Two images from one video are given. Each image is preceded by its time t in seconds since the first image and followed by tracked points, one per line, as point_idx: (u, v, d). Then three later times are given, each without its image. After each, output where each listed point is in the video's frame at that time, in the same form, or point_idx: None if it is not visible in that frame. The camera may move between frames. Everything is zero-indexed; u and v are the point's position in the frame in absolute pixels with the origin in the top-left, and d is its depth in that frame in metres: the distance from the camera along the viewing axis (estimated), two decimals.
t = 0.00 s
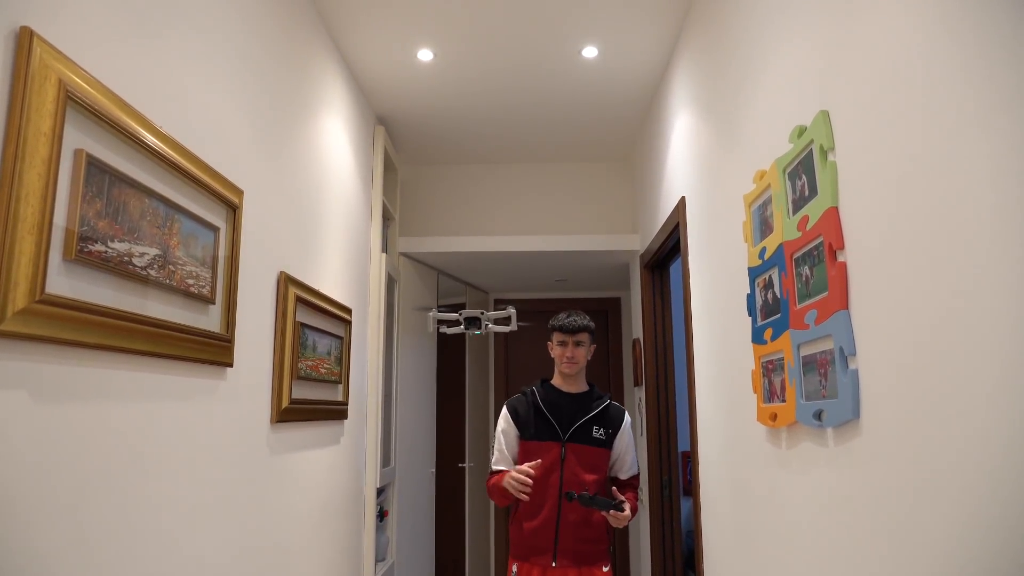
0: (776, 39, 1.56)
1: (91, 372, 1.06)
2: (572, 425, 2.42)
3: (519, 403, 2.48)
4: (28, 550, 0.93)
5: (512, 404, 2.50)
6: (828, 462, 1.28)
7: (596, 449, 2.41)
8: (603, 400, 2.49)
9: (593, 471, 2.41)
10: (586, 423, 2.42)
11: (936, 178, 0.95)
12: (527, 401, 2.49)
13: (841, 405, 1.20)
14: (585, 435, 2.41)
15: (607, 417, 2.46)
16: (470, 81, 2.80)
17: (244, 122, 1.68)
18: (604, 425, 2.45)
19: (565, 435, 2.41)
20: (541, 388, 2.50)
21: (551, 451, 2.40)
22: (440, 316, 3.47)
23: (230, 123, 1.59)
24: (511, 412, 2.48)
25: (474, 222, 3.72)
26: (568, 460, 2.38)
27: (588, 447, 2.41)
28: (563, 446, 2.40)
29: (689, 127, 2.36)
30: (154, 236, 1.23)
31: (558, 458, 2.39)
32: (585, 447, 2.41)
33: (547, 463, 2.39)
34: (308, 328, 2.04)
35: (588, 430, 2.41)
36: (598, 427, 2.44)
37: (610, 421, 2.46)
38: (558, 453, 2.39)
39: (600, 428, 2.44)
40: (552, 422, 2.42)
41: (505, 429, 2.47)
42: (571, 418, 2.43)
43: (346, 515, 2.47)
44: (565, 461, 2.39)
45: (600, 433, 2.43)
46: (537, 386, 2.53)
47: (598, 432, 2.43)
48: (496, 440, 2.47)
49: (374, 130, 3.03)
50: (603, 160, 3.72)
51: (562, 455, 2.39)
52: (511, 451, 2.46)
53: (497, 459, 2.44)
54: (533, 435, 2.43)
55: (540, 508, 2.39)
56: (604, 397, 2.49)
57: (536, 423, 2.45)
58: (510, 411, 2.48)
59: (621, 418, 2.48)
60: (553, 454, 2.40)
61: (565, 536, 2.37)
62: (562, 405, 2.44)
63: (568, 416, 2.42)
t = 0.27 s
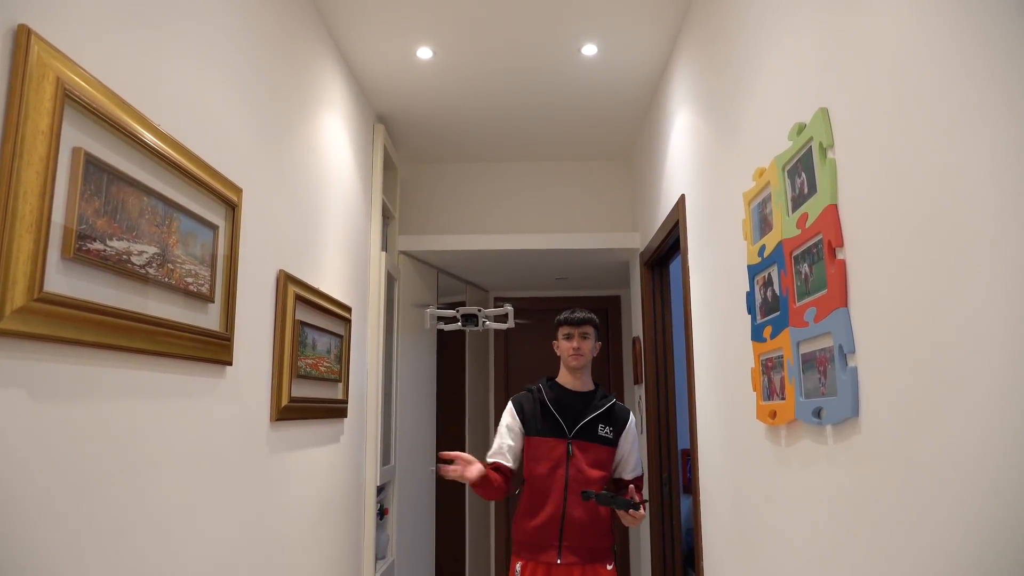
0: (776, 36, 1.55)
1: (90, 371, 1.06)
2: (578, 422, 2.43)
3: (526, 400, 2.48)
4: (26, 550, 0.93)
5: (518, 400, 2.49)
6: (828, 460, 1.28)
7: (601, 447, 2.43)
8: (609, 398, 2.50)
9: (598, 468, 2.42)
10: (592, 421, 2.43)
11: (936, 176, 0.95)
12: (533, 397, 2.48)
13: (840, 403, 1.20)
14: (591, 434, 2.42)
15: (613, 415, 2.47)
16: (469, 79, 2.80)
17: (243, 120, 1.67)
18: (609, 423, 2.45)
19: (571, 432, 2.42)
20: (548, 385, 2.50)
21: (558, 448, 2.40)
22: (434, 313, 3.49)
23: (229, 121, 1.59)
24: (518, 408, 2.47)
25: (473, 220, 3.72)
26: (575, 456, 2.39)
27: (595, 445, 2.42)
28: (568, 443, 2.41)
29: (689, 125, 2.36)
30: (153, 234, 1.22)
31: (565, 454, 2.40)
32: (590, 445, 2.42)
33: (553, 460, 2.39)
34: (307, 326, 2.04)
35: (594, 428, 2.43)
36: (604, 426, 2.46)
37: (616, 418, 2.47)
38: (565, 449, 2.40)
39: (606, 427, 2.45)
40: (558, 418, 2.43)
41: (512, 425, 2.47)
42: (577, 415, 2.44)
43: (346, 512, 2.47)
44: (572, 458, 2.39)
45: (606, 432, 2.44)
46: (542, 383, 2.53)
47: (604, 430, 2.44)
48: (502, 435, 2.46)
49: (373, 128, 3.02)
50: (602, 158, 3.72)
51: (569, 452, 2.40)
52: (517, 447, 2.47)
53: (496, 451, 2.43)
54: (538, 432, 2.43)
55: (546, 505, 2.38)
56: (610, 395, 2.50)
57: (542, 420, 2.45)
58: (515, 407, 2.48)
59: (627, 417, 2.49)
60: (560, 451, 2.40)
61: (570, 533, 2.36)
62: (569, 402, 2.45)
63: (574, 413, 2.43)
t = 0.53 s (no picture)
0: (775, 31, 1.55)
1: (89, 367, 1.06)
2: (578, 420, 2.43)
3: (525, 398, 2.47)
4: (26, 546, 0.93)
5: (517, 398, 2.48)
6: (827, 455, 1.28)
7: (602, 444, 2.43)
8: (609, 394, 2.49)
9: (598, 465, 2.42)
10: (592, 419, 2.43)
11: (936, 171, 0.95)
12: (533, 395, 2.47)
13: (839, 398, 1.20)
14: (592, 431, 2.42)
15: (613, 412, 2.47)
16: (468, 75, 2.80)
17: (242, 116, 1.67)
18: (609, 421, 2.45)
19: (572, 429, 2.42)
20: (548, 382, 2.49)
21: (558, 445, 2.40)
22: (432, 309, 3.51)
23: (228, 117, 1.59)
24: (517, 406, 2.46)
25: (473, 216, 3.72)
26: (575, 454, 2.39)
27: (595, 442, 2.42)
28: (569, 439, 2.41)
29: (688, 120, 2.36)
30: (152, 230, 1.22)
31: (566, 451, 2.40)
32: (591, 442, 2.42)
33: (554, 457, 2.39)
34: (307, 322, 2.05)
35: (594, 425, 2.42)
36: (604, 423, 2.45)
37: (616, 415, 2.46)
38: (566, 447, 2.39)
39: (606, 424, 2.44)
40: (558, 416, 2.43)
41: (512, 423, 2.46)
42: (577, 413, 2.43)
43: (346, 508, 2.47)
44: (572, 456, 2.39)
45: (607, 429, 2.44)
46: (543, 379, 2.52)
47: (604, 427, 2.44)
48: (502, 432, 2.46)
49: (373, 125, 3.02)
50: (602, 154, 3.72)
51: (569, 449, 2.40)
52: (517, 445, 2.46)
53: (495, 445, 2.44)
54: (538, 429, 2.42)
55: (548, 502, 2.39)
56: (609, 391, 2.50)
57: (543, 418, 2.44)
58: (514, 405, 2.47)
59: (627, 414, 2.48)
60: (561, 448, 2.40)
61: (572, 530, 2.36)
62: (569, 399, 2.45)
63: (574, 410, 2.43)
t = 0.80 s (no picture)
0: (776, 28, 1.55)
1: (88, 365, 1.06)
2: (582, 419, 2.42)
3: (530, 397, 2.47)
4: (25, 543, 0.93)
5: (521, 397, 2.49)
6: (828, 453, 1.28)
7: (607, 443, 2.42)
8: (615, 393, 2.48)
9: (603, 463, 2.41)
10: (597, 418, 2.42)
11: (936, 169, 0.95)
12: (537, 394, 2.48)
13: (840, 396, 1.19)
14: (596, 430, 2.41)
15: (619, 410, 2.45)
16: (467, 72, 2.79)
17: (241, 113, 1.67)
18: (614, 419, 2.44)
19: (576, 428, 2.41)
20: (552, 381, 2.50)
21: (562, 445, 2.40)
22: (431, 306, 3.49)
23: (227, 114, 1.59)
24: (521, 405, 2.47)
25: (472, 214, 3.71)
26: (580, 454, 2.38)
27: (600, 441, 2.41)
28: (573, 439, 2.41)
29: (688, 118, 2.35)
30: (151, 227, 1.22)
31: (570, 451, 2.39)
32: (596, 442, 2.41)
33: (559, 457, 2.38)
34: (307, 320, 2.04)
35: (599, 424, 2.41)
36: (609, 421, 2.44)
37: (622, 413, 2.45)
38: (570, 447, 2.39)
39: (612, 423, 2.43)
40: (563, 415, 2.42)
41: (517, 422, 2.48)
42: (582, 411, 2.42)
43: (346, 506, 2.47)
44: (577, 456, 2.39)
45: (612, 427, 2.42)
46: (548, 378, 2.53)
47: (610, 426, 2.43)
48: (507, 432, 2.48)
49: (372, 122, 3.02)
50: (602, 152, 3.71)
51: (574, 448, 2.39)
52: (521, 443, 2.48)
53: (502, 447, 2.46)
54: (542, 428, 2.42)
55: (553, 502, 2.39)
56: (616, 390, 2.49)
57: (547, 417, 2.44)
58: (519, 404, 2.48)
59: (633, 413, 2.47)
60: (565, 448, 2.39)
61: (577, 530, 2.36)
62: (574, 398, 2.44)
63: (579, 409, 2.42)
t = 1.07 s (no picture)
0: (781, 23, 1.54)
1: (94, 361, 1.06)
2: (595, 416, 2.42)
3: (541, 393, 2.47)
4: (31, 540, 0.93)
5: (533, 393, 2.49)
6: (834, 450, 1.27)
7: (620, 440, 2.42)
8: (628, 390, 2.49)
9: (617, 460, 2.41)
10: (610, 415, 2.42)
11: (942, 163, 0.94)
12: (549, 391, 2.48)
13: (847, 393, 1.19)
14: (610, 427, 2.41)
15: (632, 407, 2.46)
16: (471, 69, 2.79)
17: (245, 111, 1.66)
18: (628, 416, 2.44)
19: (589, 425, 2.41)
20: (565, 378, 2.50)
21: (576, 441, 2.39)
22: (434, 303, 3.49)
23: (232, 111, 1.58)
24: (533, 401, 2.47)
25: (476, 212, 3.71)
26: (593, 451, 2.38)
27: (613, 438, 2.41)
28: (587, 436, 2.40)
29: (693, 114, 2.35)
30: (157, 225, 1.22)
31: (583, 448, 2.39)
32: (609, 438, 2.41)
33: (572, 454, 2.38)
34: (311, 317, 2.04)
35: (612, 421, 2.41)
36: (622, 418, 2.44)
37: (635, 411, 2.46)
38: (584, 444, 2.38)
39: (624, 419, 2.43)
40: (575, 413, 2.42)
41: (529, 419, 2.47)
42: (596, 408, 2.42)
43: (351, 503, 2.48)
44: (591, 453, 2.38)
45: (625, 424, 2.43)
46: (560, 375, 2.53)
47: (623, 423, 2.43)
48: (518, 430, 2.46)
49: (376, 120, 3.01)
50: (606, 148, 3.70)
51: (587, 445, 2.39)
52: (533, 440, 2.47)
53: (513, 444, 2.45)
54: (554, 425, 2.42)
55: (566, 500, 2.39)
56: (629, 387, 2.49)
57: (559, 414, 2.43)
58: (531, 400, 2.48)
59: (645, 409, 2.48)
60: (578, 446, 2.39)
61: (591, 527, 2.36)
62: (587, 395, 2.44)
63: (592, 406, 2.42)
